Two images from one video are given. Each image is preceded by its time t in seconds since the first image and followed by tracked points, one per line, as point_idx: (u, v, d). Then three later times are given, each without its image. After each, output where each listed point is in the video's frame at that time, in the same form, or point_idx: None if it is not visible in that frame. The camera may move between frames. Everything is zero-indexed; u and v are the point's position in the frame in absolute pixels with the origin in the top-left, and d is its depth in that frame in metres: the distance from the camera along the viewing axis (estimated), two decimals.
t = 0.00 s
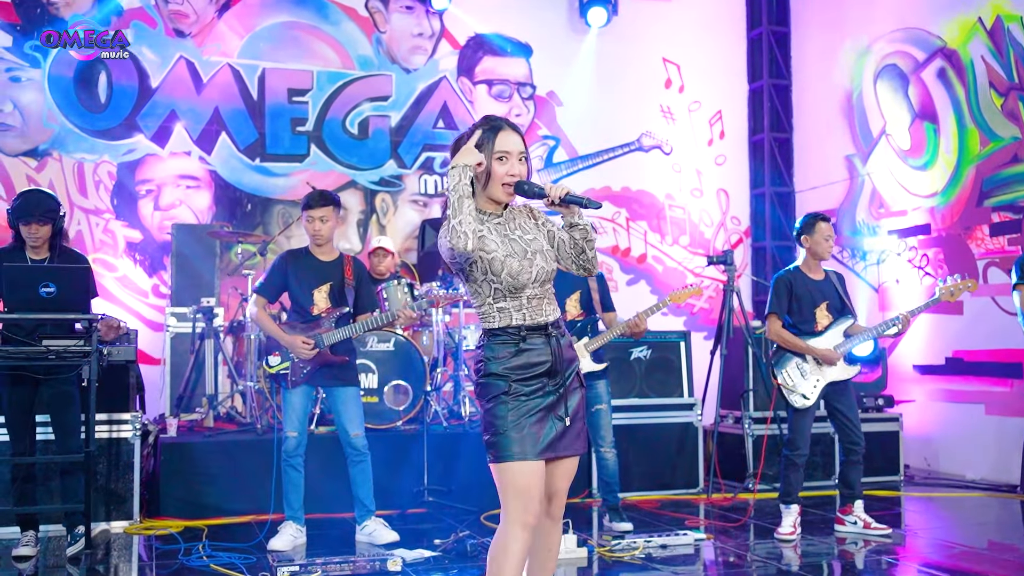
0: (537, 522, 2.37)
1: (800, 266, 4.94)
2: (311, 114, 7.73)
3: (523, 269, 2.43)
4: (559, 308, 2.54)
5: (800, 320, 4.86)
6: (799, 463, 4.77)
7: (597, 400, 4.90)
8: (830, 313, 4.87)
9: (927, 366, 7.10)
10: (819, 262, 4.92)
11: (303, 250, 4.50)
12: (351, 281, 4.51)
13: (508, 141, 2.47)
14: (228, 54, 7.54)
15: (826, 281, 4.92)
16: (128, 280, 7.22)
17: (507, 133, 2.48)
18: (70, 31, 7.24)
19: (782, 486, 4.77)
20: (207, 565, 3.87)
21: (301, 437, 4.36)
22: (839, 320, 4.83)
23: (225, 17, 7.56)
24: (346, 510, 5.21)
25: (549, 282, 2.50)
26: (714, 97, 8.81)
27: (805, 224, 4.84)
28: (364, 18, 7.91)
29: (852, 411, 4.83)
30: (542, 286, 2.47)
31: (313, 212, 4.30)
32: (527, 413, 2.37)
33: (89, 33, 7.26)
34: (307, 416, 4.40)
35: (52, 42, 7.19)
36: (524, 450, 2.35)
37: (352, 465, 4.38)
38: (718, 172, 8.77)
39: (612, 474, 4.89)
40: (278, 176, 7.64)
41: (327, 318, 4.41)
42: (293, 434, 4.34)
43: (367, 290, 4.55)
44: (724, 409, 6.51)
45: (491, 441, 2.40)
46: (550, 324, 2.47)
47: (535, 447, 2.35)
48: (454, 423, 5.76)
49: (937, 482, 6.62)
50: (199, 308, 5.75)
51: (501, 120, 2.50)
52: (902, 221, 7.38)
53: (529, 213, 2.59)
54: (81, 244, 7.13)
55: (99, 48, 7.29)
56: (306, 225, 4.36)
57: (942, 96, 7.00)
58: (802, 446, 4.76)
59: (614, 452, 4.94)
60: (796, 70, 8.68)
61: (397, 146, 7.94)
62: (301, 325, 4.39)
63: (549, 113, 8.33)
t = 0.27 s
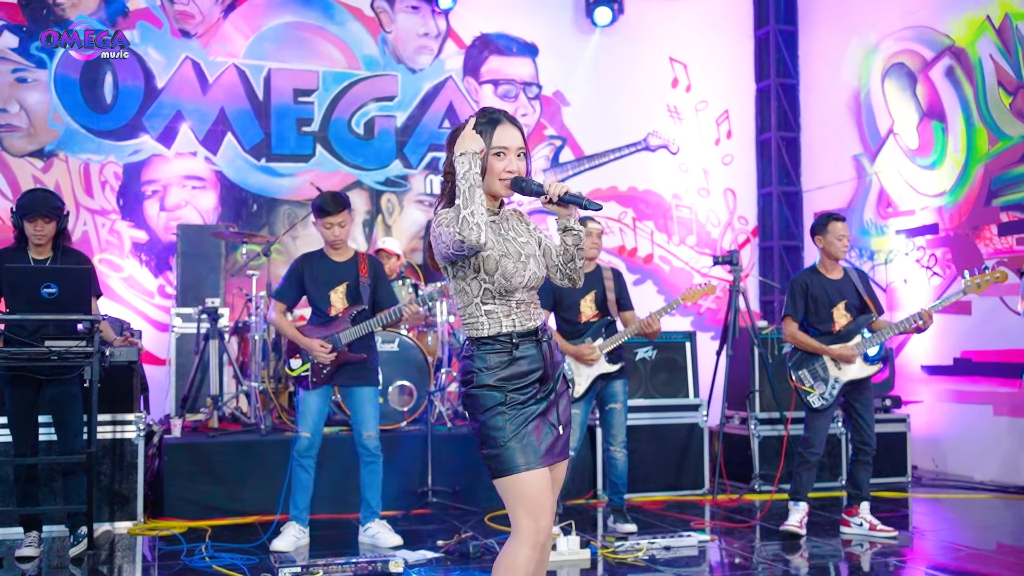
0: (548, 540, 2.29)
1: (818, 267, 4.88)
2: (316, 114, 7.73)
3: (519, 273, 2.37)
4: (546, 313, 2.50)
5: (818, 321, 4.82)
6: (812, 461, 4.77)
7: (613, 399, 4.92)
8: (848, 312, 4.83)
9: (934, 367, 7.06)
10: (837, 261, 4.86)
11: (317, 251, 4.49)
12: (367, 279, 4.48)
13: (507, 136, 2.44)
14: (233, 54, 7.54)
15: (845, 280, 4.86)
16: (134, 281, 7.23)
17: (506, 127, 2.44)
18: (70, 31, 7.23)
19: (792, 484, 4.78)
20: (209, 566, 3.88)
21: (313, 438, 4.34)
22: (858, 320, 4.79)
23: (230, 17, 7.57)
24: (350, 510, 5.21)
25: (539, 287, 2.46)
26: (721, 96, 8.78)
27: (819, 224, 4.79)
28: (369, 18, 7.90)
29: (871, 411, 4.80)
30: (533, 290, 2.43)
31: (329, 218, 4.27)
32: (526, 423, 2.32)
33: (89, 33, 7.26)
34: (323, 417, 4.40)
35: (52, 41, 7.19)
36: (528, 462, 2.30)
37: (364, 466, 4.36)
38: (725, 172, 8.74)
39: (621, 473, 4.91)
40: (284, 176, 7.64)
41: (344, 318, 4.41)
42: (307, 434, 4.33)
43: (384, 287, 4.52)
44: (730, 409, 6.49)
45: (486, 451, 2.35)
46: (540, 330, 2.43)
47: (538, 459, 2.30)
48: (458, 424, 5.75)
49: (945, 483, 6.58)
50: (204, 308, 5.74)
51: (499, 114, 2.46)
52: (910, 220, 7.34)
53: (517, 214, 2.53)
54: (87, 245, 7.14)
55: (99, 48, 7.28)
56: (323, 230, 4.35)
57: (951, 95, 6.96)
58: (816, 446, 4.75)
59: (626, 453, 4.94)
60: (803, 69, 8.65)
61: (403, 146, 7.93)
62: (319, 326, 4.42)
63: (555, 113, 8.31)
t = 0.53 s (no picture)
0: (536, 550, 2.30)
1: (822, 268, 4.86)
2: (319, 115, 7.73)
3: (512, 273, 2.36)
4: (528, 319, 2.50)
5: (818, 323, 4.82)
6: (811, 464, 4.72)
7: (615, 400, 4.91)
8: (850, 315, 4.81)
9: (938, 368, 7.03)
10: (841, 264, 4.83)
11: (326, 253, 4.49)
12: (373, 281, 4.47)
13: (499, 139, 2.43)
14: (236, 55, 7.55)
15: (848, 282, 4.84)
16: (136, 282, 7.24)
17: (499, 131, 2.44)
18: (70, 31, 7.24)
19: (792, 486, 4.75)
20: (207, 567, 3.88)
21: (318, 439, 4.34)
22: (860, 323, 4.77)
23: (233, 18, 7.57)
24: (351, 511, 5.20)
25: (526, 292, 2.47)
26: (724, 96, 8.76)
27: (825, 225, 4.76)
28: (371, 19, 7.90)
29: (874, 414, 4.78)
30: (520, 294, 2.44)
31: (337, 223, 4.24)
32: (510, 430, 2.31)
33: (89, 33, 7.27)
34: (328, 420, 4.40)
35: (52, 41, 7.19)
36: (515, 470, 2.29)
37: (366, 467, 4.35)
38: (728, 172, 8.72)
39: (621, 476, 4.90)
40: (286, 177, 7.64)
41: (351, 320, 4.45)
42: (311, 435, 4.32)
43: (390, 289, 4.49)
44: (732, 410, 6.48)
45: (468, 455, 2.32)
46: (521, 334, 2.43)
47: (524, 467, 2.28)
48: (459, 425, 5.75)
49: (948, 485, 6.55)
50: (206, 309, 5.75)
51: (488, 116, 2.47)
52: (914, 221, 7.32)
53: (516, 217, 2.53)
54: (90, 246, 7.16)
55: (99, 48, 7.29)
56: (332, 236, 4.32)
57: (954, 95, 6.94)
58: (816, 448, 4.70)
59: (627, 455, 4.92)
60: (807, 69, 8.62)
61: (405, 147, 7.93)
62: (326, 328, 4.44)
63: (558, 113, 8.31)
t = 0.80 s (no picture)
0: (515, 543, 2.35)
1: (817, 265, 4.85)
2: (320, 114, 7.73)
3: (510, 273, 2.45)
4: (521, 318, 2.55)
5: (808, 319, 4.82)
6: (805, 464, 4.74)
7: (603, 401, 4.89)
8: (840, 313, 4.82)
9: (941, 368, 7.01)
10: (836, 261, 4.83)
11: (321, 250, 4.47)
12: (367, 280, 4.48)
13: (504, 144, 2.45)
14: (238, 55, 7.56)
15: (841, 281, 4.83)
16: (138, 281, 7.25)
17: (501, 136, 2.45)
18: (70, 30, 7.25)
19: (787, 487, 4.75)
20: (205, 566, 3.88)
21: (312, 438, 4.35)
22: (849, 322, 4.79)
23: (234, 18, 7.58)
24: (351, 511, 5.20)
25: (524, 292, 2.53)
26: (726, 96, 8.75)
27: (825, 223, 4.72)
28: (373, 18, 7.90)
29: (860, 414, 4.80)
30: (518, 293, 2.49)
31: (336, 223, 4.26)
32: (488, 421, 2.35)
33: (89, 33, 7.28)
34: (321, 419, 4.39)
35: (52, 41, 7.21)
36: (493, 463, 2.33)
37: (361, 465, 4.37)
38: (731, 171, 8.71)
39: (617, 476, 4.89)
40: (288, 177, 7.65)
41: (343, 319, 4.43)
42: (305, 434, 4.34)
43: (384, 289, 4.51)
44: (733, 410, 6.47)
45: (443, 442, 2.36)
46: (512, 330, 2.48)
47: (503, 461, 2.34)
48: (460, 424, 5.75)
49: (951, 485, 6.53)
50: (207, 309, 5.75)
51: (492, 121, 2.48)
52: (917, 220, 7.31)
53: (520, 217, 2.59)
54: (92, 245, 7.17)
55: (99, 48, 7.30)
56: (331, 235, 4.33)
57: (957, 94, 6.92)
58: (807, 447, 4.72)
59: (620, 455, 4.92)
60: (809, 68, 8.61)
61: (407, 146, 7.93)
62: (319, 326, 4.42)
63: (560, 112, 8.30)
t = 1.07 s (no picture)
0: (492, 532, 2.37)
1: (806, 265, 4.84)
2: (324, 115, 7.74)
3: (504, 287, 2.45)
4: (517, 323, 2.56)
5: (795, 319, 4.81)
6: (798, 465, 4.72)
7: (591, 403, 4.86)
8: (826, 316, 4.84)
9: (946, 368, 6.98)
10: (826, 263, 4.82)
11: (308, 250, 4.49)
12: (355, 282, 4.52)
13: (501, 154, 2.45)
14: (241, 55, 7.57)
15: (828, 283, 4.84)
16: (142, 281, 7.27)
17: (498, 145, 2.45)
18: (71, 31, 7.26)
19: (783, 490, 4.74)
20: (205, 567, 3.89)
21: (303, 438, 4.37)
22: (834, 325, 4.80)
23: (238, 19, 7.59)
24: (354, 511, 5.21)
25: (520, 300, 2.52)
26: (730, 95, 8.73)
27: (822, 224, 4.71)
28: (376, 18, 7.91)
29: (844, 415, 4.81)
30: (513, 302, 2.49)
31: (328, 223, 4.31)
32: (469, 413, 2.37)
33: (89, 33, 7.29)
34: (309, 418, 4.42)
35: (52, 41, 7.22)
36: (471, 454, 2.35)
37: (354, 466, 4.38)
38: (735, 171, 8.69)
39: (614, 477, 4.88)
40: (291, 177, 7.66)
41: (329, 319, 4.42)
42: (296, 435, 4.36)
43: (370, 290, 4.58)
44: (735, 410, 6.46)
45: (426, 431, 2.39)
46: (506, 335, 2.49)
47: (480, 452, 2.35)
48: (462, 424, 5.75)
49: (956, 486, 6.50)
50: (209, 309, 5.76)
51: (487, 132, 2.48)
52: (921, 220, 7.28)
53: (521, 226, 2.57)
54: (96, 246, 7.19)
55: (99, 48, 7.31)
56: (320, 233, 4.36)
57: (961, 93, 6.90)
58: (798, 450, 4.71)
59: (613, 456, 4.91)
60: (814, 67, 8.58)
61: (410, 146, 7.93)
62: (303, 326, 4.39)
63: (564, 112, 8.29)
